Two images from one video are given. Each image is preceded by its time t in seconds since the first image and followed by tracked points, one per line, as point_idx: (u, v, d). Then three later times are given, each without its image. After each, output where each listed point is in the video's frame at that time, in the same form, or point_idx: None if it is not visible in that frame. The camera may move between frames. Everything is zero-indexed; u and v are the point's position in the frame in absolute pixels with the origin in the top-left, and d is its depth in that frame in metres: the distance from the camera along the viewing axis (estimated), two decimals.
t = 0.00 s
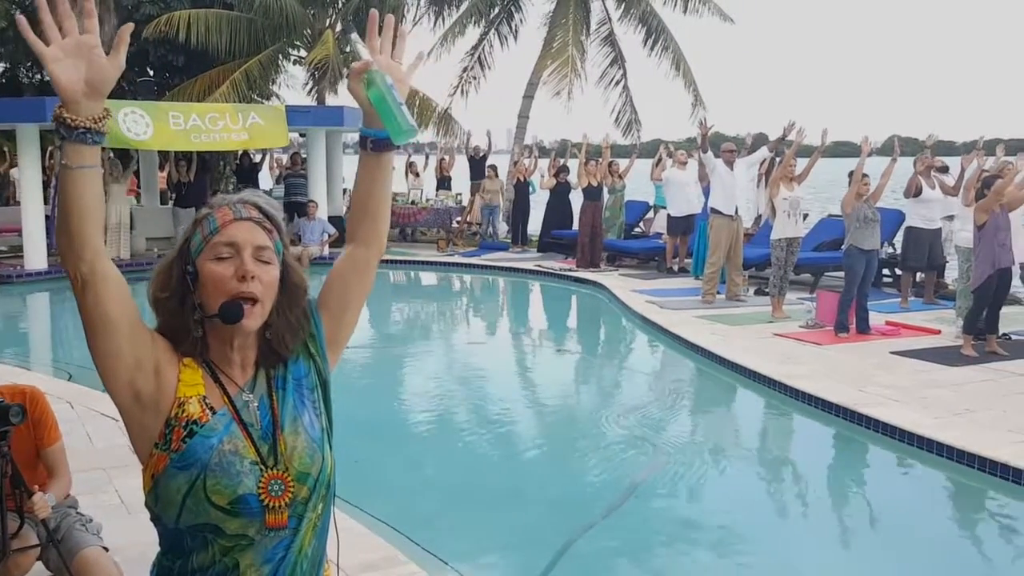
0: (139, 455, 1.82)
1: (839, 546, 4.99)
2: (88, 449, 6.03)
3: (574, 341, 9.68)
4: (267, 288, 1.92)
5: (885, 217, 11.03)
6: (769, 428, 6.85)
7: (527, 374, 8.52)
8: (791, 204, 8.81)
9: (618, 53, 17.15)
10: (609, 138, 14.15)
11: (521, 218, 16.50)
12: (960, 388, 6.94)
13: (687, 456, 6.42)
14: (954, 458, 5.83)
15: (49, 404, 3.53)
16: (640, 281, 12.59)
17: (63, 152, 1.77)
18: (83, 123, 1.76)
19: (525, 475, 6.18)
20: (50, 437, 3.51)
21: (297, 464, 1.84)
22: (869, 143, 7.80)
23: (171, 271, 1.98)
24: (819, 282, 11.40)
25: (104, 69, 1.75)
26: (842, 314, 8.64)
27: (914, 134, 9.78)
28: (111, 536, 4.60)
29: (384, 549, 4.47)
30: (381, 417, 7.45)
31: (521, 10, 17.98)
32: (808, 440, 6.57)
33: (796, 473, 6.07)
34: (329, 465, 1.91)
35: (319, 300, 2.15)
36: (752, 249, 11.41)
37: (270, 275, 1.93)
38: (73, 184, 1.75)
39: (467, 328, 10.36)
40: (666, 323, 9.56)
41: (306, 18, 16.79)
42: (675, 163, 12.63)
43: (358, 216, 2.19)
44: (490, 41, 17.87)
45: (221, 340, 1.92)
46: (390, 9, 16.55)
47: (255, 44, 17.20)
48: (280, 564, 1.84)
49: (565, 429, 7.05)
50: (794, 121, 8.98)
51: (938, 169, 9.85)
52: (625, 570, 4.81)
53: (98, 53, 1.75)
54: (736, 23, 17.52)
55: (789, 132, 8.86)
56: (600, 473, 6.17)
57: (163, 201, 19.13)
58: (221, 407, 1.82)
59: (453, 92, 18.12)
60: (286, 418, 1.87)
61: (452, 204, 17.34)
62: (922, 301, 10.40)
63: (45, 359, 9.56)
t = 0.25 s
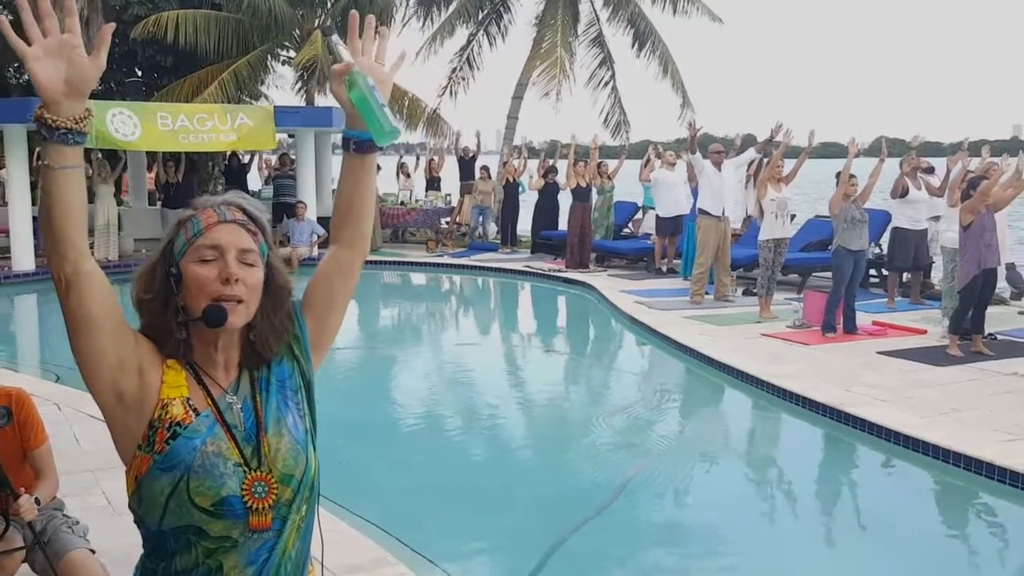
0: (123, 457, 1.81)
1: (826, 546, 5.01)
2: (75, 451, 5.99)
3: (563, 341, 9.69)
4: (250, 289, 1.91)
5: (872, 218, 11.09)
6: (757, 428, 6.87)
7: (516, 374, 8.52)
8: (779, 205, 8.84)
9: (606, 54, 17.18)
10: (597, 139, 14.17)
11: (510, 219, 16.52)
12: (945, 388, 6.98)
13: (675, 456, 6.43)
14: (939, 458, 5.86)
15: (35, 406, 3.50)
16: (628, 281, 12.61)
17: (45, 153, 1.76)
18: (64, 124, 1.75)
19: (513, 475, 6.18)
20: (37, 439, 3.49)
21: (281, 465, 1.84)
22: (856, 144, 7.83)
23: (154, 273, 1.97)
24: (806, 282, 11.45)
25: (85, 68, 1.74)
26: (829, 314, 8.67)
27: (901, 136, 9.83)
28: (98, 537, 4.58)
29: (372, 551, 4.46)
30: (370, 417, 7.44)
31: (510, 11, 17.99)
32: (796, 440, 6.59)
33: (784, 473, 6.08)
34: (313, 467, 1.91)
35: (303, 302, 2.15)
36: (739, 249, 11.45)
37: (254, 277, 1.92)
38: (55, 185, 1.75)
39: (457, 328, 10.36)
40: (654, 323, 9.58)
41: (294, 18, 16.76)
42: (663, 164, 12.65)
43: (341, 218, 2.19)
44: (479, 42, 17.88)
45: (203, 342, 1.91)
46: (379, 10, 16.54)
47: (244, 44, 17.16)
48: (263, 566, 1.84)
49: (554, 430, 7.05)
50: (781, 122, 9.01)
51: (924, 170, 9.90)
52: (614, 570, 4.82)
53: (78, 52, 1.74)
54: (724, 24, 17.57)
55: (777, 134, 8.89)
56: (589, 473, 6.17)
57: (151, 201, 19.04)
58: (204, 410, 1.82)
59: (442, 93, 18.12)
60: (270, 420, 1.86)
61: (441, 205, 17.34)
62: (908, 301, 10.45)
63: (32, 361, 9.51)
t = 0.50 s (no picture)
0: (107, 459, 1.81)
1: (814, 546, 5.03)
2: (63, 452, 5.97)
3: (552, 342, 9.70)
4: (236, 291, 1.91)
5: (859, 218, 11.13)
6: (746, 428, 6.90)
7: (506, 375, 8.53)
8: (767, 205, 8.86)
9: (596, 55, 17.20)
10: (586, 139, 14.19)
11: (500, 220, 16.52)
12: (932, 388, 7.02)
13: (664, 456, 6.45)
14: (926, 457, 5.88)
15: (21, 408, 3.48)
16: (618, 281, 12.63)
17: (27, 154, 1.75)
18: (47, 126, 1.74)
19: (502, 476, 6.19)
20: (22, 441, 3.46)
21: (266, 468, 1.83)
22: (844, 145, 7.86)
23: (139, 274, 1.96)
24: (794, 283, 11.49)
25: (69, 71, 1.74)
26: (817, 314, 8.70)
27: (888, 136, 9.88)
28: (85, 539, 4.57)
29: (360, 552, 4.46)
30: (360, 418, 7.44)
31: (499, 11, 18.00)
32: (785, 440, 6.61)
33: (772, 472, 6.10)
34: (300, 469, 1.91)
35: (290, 304, 2.14)
36: (728, 250, 11.48)
37: (239, 278, 1.92)
38: (38, 186, 1.74)
39: (447, 329, 10.36)
40: (643, 324, 9.60)
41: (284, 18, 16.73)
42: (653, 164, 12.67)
43: (328, 219, 2.18)
44: (469, 43, 17.89)
45: (189, 343, 1.91)
46: (368, 10, 16.53)
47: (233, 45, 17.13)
48: (249, 568, 1.84)
49: (544, 431, 7.06)
50: (769, 123, 9.04)
51: (911, 170, 9.95)
52: (603, 571, 4.82)
53: (63, 54, 1.74)
54: (712, 26, 17.61)
55: (765, 135, 8.92)
56: (579, 474, 6.18)
57: (140, 202, 18.99)
58: (189, 412, 1.82)
59: (432, 94, 18.11)
60: (256, 422, 1.86)
61: (431, 206, 17.33)
62: (896, 301, 10.50)
63: (20, 362, 9.47)
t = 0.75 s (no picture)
0: (93, 460, 1.81)
1: (801, 544, 5.05)
2: (50, 453, 5.95)
3: (541, 342, 9.70)
4: (221, 291, 1.91)
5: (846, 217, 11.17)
6: (733, 427, 6.92)
7: (495, 374, 8.54)
8: (754, 205, 8.90)
9: (584, 55, 17.22)
10: (574, 139, 14.21)
11: (488, 219, 16.53)
12: (917, 386, 7.06)
13: (652, 454, 6.47)
14: (912, 455, 5.92)
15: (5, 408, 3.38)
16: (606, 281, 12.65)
17: (12, 154, 1.74)
18: (32, 125, 1.74)
19: (491, 475, 6.20)
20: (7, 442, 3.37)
21: (252, 469, 1.83)
22: (830, 145, 7.89)
23: (124, 275, 1.95)
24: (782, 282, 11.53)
25: (54, 71, 1.73)
26: (804, 313, 8.74)
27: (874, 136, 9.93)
28: (72, 540, 4.55)
29: (348, 552, 4.46)
30: (349, 418, 7.44)
31: (488, 11, 18.00)
32: (772, 438, 6.64)
33: (760, 471, 6.13)
34: (286, 468, 1.91)
35: (275, 303, 2.14)
36: (716, 249, 11.52)
37: (225, 278, 1.92)
38: (23, 186, 1.73)
39: (436, 329, 10.36)
40: (632, 323, 9.62)
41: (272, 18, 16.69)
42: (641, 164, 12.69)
43: (313, 218, 2.18)
44: (457, 43, 17.88)
45: (174, 344, 1.91)
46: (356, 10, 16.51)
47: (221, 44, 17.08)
48: (236, 568, 1.84)
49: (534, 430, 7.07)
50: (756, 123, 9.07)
51: (898, 170, 10.01)
52: (592, 570, 4.83)
53: (48, 54, 1.73)
54: (700, 26, 17.66)
55: (751, 134, 8.95)
56: (568, 473, 6.20)
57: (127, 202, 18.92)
58: (175, 413, 1.82)
59: (420, 93, 18.10)
60: (242, 423, 1.86)
61: (419, 205, 17.31)
62: (882, 300, 10.55)
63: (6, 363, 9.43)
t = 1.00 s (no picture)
0: (80, 461, 1.80)
1: (789, 542, 5.08)
2: (37, 453, 5.92)
3: (530, 341, 9.71)
4: (208, 291, 1.91)
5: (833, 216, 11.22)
6: (722, 425, 6.95)
7: (485, 373, 8.54)
8: (742, 204, 8.93)
9: (572, 54, 17.24)
10: (564, 138, 14.23)
11: (477, 219, 16.53)
12: (904, 384, 7.10)
13: (641, 453, 6.49)
14: (898, 453, 5.96)
15: None
16: (595, 280, 12.67)
17: None
18: (20, 124, 1.73)
19: (480, 474, 6.21)
20: None
21: (241, 468, 1.84)
22: (818, 145, 7.93)
23: (110, 274, 1.95)
24: (769, 281, 11.58)
25: (42, 70, 1.73)
26: (792, 312, 8.77)
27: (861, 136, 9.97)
28: (59, 541, 4.54)
29: (337, 552, 4.46)
30: (340, 418, 7.44)
31: (477, 10, 18.00)
32: (761, 437, 6.67)
33: (748, 469, 6.16)
34: (274, 467, 1.91)
35: (262, 302, 2.15)
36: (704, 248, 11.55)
37: (212, 278, 1.92)
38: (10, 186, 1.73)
39: (425, 329, 10.36)
40: (621, 322, 9.64)
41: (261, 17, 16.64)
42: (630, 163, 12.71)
43: (298, 217, 2.18)
44: (446, 42, 17.87)
45: (162, 343, 1.91)
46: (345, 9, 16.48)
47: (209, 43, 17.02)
48: (226, 567, 1.84)
49: (523, 429, 7.08)
50: (744, 123, 9.10)
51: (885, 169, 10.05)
52: (580, 569, 4.84)
53: (37, 54, 1.73)
54: (688, 25, 17.70)
55: (739, 134, 8.97)
56: (557, 471, 6.21)
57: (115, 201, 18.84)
58: (163, 412, 1.82)
59: (409, 93, 18.08)
60: (230, 422, 1.86)
61: (409, 205, 17.28)
62: (869, 299, 10.61)
63: None
